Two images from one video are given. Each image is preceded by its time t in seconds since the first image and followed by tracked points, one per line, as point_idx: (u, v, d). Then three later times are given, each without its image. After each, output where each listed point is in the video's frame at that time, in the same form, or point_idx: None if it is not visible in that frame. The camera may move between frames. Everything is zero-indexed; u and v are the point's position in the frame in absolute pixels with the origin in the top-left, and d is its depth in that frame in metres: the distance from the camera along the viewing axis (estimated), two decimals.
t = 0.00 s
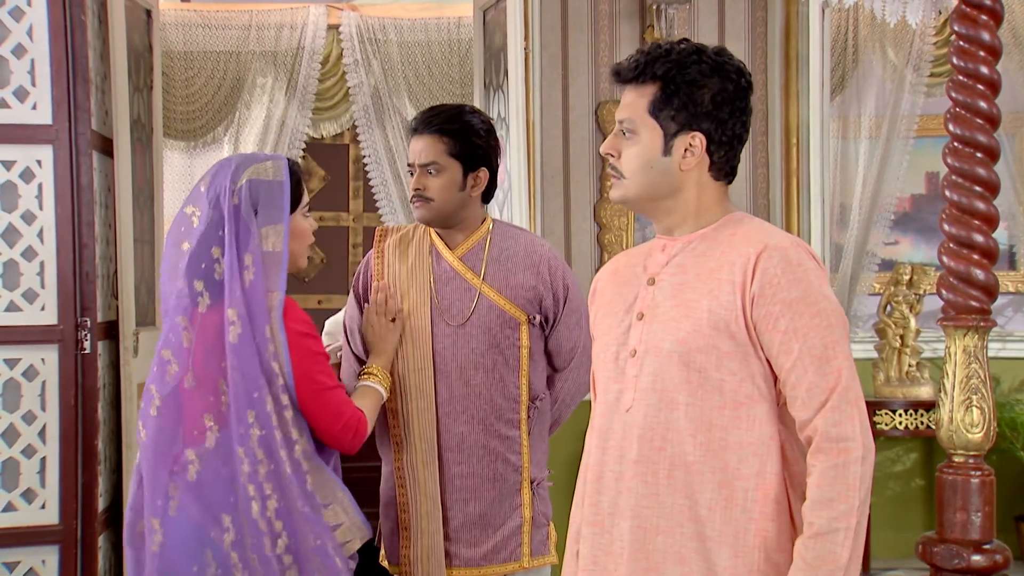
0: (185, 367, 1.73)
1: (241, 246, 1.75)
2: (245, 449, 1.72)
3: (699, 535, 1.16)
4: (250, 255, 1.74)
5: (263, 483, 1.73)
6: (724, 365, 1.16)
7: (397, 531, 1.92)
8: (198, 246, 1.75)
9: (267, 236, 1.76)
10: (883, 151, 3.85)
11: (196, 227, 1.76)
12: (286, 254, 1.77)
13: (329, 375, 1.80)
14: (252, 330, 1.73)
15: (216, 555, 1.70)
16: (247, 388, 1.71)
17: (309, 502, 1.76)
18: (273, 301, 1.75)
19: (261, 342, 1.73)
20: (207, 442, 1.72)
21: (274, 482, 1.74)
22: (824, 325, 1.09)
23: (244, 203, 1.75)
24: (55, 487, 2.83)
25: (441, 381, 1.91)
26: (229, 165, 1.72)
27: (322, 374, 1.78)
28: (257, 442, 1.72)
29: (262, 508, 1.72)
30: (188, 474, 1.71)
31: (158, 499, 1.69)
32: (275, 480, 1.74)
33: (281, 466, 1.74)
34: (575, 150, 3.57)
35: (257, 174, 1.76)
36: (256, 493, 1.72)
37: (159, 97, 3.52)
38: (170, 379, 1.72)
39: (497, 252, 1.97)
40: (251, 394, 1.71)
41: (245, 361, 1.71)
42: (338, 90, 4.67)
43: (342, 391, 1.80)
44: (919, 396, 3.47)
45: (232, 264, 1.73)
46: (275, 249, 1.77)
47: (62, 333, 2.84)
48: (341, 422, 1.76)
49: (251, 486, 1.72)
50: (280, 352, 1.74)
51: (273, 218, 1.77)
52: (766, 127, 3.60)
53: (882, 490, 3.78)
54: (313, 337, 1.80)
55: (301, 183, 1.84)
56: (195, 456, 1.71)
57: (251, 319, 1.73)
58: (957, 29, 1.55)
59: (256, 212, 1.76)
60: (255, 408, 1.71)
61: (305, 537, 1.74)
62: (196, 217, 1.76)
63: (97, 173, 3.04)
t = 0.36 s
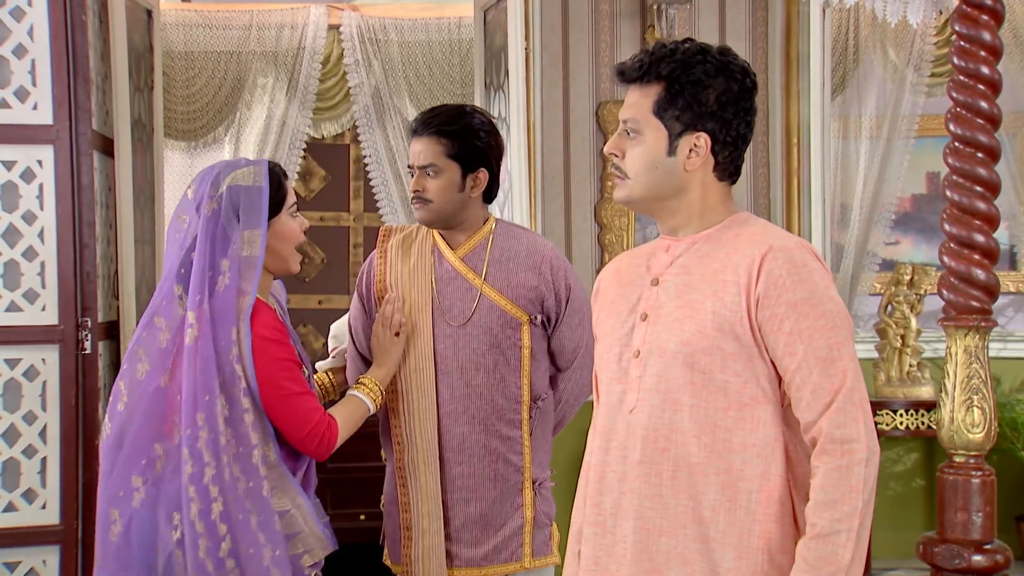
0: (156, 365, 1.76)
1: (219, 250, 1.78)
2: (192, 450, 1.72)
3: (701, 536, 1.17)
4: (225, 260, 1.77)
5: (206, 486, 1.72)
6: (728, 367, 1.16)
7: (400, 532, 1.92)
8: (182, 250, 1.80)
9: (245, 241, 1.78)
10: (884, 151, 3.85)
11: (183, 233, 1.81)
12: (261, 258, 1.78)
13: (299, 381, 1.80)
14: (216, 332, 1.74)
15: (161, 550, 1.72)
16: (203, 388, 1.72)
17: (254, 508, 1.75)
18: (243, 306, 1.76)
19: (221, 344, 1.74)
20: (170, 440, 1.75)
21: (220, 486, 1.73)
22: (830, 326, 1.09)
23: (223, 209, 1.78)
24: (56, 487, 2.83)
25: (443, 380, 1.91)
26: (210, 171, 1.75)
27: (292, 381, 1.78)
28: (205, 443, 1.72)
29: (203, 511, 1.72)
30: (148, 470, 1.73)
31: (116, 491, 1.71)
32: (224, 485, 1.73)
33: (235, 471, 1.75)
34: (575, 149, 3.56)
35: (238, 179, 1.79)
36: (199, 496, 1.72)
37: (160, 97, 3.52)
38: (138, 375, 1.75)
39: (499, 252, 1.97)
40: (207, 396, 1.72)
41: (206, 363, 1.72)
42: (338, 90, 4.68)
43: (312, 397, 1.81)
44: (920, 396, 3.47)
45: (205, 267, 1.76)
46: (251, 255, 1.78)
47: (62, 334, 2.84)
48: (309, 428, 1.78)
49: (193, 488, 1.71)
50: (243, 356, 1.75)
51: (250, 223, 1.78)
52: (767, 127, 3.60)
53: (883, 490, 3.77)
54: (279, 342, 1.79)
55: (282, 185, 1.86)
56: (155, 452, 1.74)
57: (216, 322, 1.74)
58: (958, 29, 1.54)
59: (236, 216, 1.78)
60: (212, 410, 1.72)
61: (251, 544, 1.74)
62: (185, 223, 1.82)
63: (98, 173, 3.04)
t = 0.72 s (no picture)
0: (168, 360, 1.76)
1: (228, 243, 1.77)
2: (196, 444, 1.68)
3: (705, 534, 1.17)
4: (235, 254, 1.76)
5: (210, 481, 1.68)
6: (732, 365, 1.16)
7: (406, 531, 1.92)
8: (189, 242, 1.78)
9: (255, 236, 1.78)
10: (887, 148, 3.85)
11: (190, 224, 1.79)
12: (271, 254, 1.78)
13: (308, 374, 1.79)
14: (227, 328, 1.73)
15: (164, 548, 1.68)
16: (209, 381, 1.70)
17: (261, 504, 1.74)
18: (253, 302, 1.76)
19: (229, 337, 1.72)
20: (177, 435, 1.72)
21: (225, 481, 1.70)
22: (834, 325, 1.09)
23: (235, 202, 1.77)
24: (59, 485, 2.84)
25: (451, 379, 1.92)
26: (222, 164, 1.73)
27: (299, 377, 1.77)
28: (210, 438, 1.69)
29: (207, 507, 1.68)
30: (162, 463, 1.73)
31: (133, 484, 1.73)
32: (230, 482, 1.71)
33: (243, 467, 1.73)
34: (578, 147, 3.56)
35: (250, 172, 1.78)
36: (203, 491, 1.67)
37: (163, 95, 3.53)
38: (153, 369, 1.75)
39: (508, 251, 1.97)
40: (217, 391, 1.70)
41: (218, 357, 1.70)
42: (341, 88, 4.68)
43: (321, 389, 1.80)
44: (923, 393, 3.46)
45: (216, 260, 1.75)
46: (260, 250, 1.78)
47: (65, 331, 2.84)
48: (320, 421, 1.78)
49: (196, 483, 1.67)
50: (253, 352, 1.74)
51: (262, 219, 1.78)
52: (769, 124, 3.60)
53: (886, 488, 3.77)
54: (287, 337, 1.78)
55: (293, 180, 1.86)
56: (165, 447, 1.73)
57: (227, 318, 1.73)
58: (962, 26, 1.54)
59: (246, 211, 1.78)
60: (221, 406, 1.70)
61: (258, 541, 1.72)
62: (192, 213, 1.80)
63: (100, 171, 3.04)
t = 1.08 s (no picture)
0: (170, 360, 1.76)
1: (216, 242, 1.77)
2: (203, 442, 1.68)
3: (709, 534, 1.16)
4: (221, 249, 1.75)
5: (218, 479, 1.68)
6: (737, 365, 1.16)
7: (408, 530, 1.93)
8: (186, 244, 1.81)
9: (238, 232, 1.76)
10: (888, 147, 3.85)
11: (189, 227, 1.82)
12: (254, 247, 1.75)
13: (306, 372, 1.76)
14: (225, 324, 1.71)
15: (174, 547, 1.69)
16: (211, 379, 1.69)
17: (268, 502, 1.73)
18: (245, 297, 1.73)
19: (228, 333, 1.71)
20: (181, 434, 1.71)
21: (233, 479, 1.70)
22: (840, 326, 1.08)
23: (217, 199, 1.77)
24: (60, 484, 2.84)
25: (452, 380, 1.92)
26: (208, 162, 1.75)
27: (289, 374, 1.73)
28: (216, 436, 1.69)
29: (215, 505, 1.68)
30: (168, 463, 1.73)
31: (141, 486, 1.74)
32: (240, 479, 1.70)
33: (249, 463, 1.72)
34: (579, 145, 3.56)
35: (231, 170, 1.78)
36: (212, 489, 1.67)
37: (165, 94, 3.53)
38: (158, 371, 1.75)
39: (512, 251, 1.97)
40: (219, 388, 1.69)
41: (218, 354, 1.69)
42: (343, 87, 4.68)
43: (316, 388, 1.76)
44: (924, 392, 3.46)
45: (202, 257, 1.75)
46: (244, 244, 1.76)
47: (66, 330, 2.84)
48: (308, 424, 1.73)
49: (204, 481, 1.67)
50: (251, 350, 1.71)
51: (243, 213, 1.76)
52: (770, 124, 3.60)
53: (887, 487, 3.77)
54: (284, 331, 1.75)
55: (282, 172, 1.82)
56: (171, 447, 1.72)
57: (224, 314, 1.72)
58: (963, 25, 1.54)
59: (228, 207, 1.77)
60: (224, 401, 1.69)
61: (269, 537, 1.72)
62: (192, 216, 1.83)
63: (102, 170, 3.05)
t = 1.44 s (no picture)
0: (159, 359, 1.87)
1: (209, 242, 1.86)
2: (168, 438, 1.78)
3: (714, 533, 1.16)
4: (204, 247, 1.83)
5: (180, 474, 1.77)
6: (743, 364, 1.16)
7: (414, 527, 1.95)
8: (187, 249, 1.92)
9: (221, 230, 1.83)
10: (891, 145, 3.84)
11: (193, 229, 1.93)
12: (231, 245, 1.81)
13: (261, 375, 1.75)
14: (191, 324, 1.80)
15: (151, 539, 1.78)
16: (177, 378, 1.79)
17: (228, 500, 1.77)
18: (212, 295, 1.79)
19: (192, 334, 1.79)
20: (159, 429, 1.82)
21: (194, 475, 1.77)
22: (846, 325, 1.08)
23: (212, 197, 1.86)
24: (62, 481, 2.84)
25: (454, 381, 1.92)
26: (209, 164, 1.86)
27: (234, 375, 1.74)
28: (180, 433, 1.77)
29: (176, 500, 1.76)
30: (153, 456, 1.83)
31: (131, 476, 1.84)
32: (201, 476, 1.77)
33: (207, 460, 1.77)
34: (581, 143, 3.56)
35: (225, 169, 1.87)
36: (174, 483, 1.77)
37: (166, 92, 3.53)
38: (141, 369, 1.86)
39: (514, 252, 1.96)
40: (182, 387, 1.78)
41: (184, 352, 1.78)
42: (344, 85, 4.68)
43: (268, 391, 1.75)
44: (926, 391, 3.45)
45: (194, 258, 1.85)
46: (223, 243, 1.82)
47: (69, 329, 2.84)
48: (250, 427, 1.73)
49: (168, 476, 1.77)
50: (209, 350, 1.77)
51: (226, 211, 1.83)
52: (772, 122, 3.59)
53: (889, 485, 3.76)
54: (244, 331, 1.76)
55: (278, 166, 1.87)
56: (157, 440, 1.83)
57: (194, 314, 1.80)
58: (967, 23, 1.53)
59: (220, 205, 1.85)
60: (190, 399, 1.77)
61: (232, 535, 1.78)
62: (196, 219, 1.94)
63: (104, 168, 3.05)
